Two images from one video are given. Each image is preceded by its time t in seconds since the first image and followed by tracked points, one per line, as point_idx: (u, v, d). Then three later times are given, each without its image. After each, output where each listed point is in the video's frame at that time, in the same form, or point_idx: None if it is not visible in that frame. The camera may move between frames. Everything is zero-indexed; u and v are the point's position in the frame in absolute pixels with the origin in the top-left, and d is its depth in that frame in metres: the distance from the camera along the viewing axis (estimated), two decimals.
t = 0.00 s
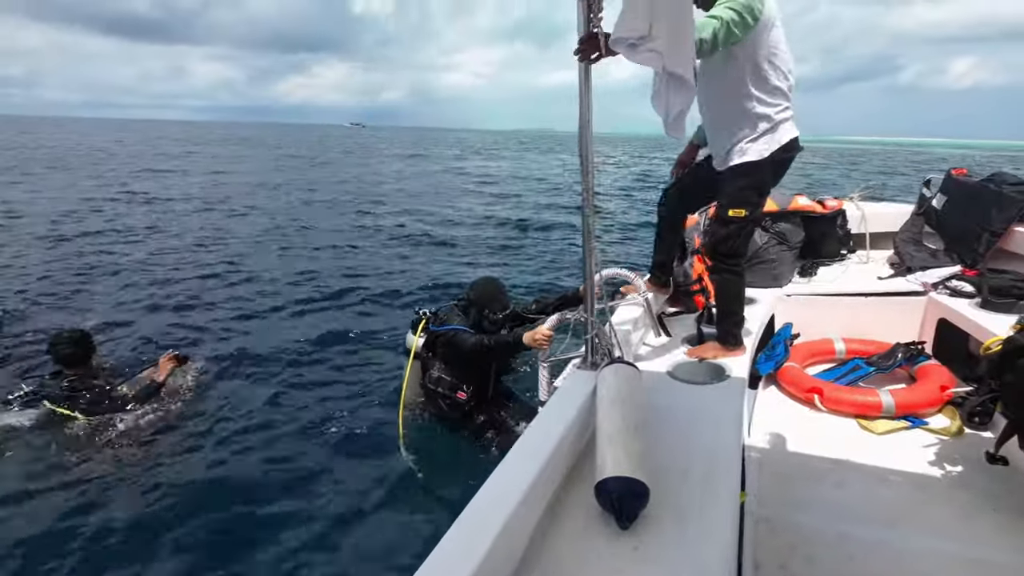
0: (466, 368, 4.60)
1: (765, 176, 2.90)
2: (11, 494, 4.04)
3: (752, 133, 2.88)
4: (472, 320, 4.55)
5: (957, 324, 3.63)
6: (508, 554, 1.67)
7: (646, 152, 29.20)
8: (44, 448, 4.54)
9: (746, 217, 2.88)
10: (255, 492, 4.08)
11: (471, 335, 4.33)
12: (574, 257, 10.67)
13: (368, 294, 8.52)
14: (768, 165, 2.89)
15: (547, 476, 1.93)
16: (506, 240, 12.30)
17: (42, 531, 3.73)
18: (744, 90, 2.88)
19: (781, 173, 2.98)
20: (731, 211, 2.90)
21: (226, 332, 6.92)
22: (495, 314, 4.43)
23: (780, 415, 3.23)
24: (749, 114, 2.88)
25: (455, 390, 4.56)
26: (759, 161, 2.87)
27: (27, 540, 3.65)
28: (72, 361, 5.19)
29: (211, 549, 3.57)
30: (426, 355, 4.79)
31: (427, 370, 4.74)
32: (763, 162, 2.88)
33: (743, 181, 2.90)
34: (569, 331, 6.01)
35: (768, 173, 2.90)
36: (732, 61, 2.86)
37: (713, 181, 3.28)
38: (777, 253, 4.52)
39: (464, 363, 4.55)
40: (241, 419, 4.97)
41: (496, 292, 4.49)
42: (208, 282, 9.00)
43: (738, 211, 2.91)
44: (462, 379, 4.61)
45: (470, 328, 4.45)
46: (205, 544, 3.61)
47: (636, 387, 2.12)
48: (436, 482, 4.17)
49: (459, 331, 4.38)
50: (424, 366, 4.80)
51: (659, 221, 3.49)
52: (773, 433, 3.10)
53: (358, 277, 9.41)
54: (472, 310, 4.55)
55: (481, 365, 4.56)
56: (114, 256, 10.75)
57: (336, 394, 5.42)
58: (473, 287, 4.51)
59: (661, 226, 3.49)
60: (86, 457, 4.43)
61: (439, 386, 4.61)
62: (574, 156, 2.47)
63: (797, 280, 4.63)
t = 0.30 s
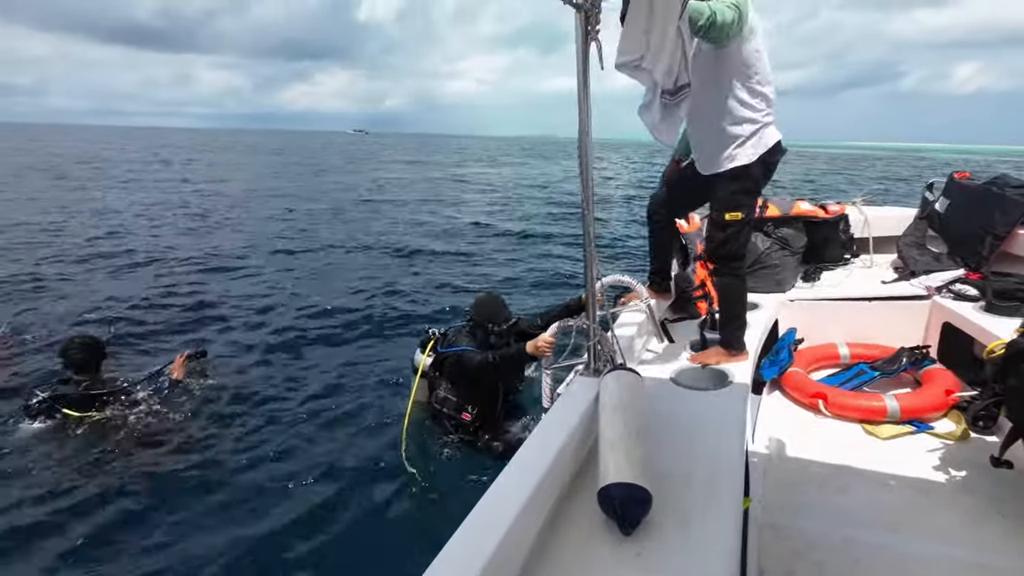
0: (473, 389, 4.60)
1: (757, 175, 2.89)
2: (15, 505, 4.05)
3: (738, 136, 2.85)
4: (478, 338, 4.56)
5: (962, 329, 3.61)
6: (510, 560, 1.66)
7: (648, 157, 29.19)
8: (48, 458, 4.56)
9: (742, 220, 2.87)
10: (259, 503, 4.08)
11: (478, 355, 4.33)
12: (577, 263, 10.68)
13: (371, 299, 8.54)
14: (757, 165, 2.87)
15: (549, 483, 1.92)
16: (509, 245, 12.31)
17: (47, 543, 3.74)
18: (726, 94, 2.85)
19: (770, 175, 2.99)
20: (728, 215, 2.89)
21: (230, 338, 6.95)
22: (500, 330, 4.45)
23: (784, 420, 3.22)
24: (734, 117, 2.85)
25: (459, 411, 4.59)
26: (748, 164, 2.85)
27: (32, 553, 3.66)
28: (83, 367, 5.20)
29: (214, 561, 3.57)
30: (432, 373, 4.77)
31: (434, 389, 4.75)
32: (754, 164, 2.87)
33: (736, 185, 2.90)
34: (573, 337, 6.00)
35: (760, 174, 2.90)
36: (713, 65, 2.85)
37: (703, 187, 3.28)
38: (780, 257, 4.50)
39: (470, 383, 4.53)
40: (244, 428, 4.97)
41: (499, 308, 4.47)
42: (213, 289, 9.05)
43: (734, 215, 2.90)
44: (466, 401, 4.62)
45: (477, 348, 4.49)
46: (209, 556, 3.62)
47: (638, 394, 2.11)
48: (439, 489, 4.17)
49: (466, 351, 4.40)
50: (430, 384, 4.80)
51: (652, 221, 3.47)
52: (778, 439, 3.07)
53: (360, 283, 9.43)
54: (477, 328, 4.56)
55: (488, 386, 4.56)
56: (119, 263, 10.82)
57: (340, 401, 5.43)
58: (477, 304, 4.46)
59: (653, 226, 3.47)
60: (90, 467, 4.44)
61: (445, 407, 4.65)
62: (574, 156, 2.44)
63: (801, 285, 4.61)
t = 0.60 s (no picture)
0: (477, 410, 4.59)
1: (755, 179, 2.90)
2: (14, 512, 4.01)
3: (734, 142, 2.87)
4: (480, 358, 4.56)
5: (965, 337, 3.60)
6: (512, 566, 1.66)
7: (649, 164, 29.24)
8: (47, 462, 4.52)
9: (743, 225, 2.88)
10: (260, 508, 4.05)
11: (481, 374, 4.33)
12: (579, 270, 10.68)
13: (373, 306, 8.55)
14: (756, 169, 2.88)
15: (551, 488, 1.91)
16: (511, 252, 12.33)
17: (45, 549, 3.70)
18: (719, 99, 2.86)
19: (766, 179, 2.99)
20: (729, 220, 2.90)
21: (233, 344, 6.95)
22: (503, 348, 4.43)
23: (787, 427, 3.21)
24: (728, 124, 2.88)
25: (465, 433, 4.56)
26: (745, 169, 2.86)
27: (30, 558, 3.62)
28: (88, 372, 5.23)
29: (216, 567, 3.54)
30: (439, 395, 4.76)
31: (440, 411, 4.71)
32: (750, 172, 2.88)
33: (735, 191, 2.90)
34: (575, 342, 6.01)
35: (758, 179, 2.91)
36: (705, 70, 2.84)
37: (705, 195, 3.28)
38: (783, 264, 4.47)
39: (475, 405, 4.51)
40: (245, 433, 4.95)
41: (497, 325, 4.49)
42: (215, 295, 9.05)
43: (735, 220, 2.91)
44: (472, 424, 4.59)
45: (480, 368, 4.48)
46: (210, 563, 3.58)
47: (641, 400, 2.11)
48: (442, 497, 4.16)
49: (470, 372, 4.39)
50: (436, 407, 4.76)
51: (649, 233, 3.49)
52: (782, 446, 3.06)
53: (361, 289, 9.43)
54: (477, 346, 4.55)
55: (492, 407, 4.53)
56: (122, 269, 10.83)
57: (342, 407, 5.42)
58: (475, 323, 4.48)
59: (654, 240, 3.50)
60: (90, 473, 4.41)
61: (450, 429, 4.63)
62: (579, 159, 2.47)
63: (803, 292, 4.60)
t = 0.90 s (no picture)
0: (484, 413, 4.52)
1: (755, 182, 2.88)
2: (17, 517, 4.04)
3: (731, 148, 2.87)
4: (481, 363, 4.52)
5: (968, 345, 3.60)
6: (513, 570, 1.65)
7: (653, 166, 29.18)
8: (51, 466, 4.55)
9: (744, 230, 2.87)
10: (262, 515, 4.06)
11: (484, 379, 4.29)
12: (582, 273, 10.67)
13: (376, 308, 8.56)
14: (756, 172, 2.87)
15: (553, 490, 1.91)
16: (515, 255, 12.33)
17: (48, 555, 3.72)
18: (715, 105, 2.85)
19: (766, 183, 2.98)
20: (729, 224, 2.90)
21: (236, 346, 6.98)
22: (501, 350, 4.42)
23: (789, 431, 3.21)
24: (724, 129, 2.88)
25: (473, 439, 4.49)
26: (744, 173, 2.86)
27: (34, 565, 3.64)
28: (93, 373, 5.21)
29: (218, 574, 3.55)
30: (445, 403, 4.69)
31: (447, 418, 4.66)
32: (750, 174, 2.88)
33: (738, 195, 2.89)
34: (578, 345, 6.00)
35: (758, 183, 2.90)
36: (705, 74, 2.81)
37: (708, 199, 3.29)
38: (786, 269, 4.46)
39: (482, 409, 4.45)
40: (247, 437, 4.97)
41: (491, 329, 4.48)
42: (219, 297, 9.08)
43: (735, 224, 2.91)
44: (480, 428, 4.52)
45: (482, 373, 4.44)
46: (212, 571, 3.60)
47: (643, 403, 2.11)
48: (443, 504, 4.17)
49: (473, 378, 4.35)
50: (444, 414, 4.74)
51: (651, 234, 3.46)
52: (784, 450, 3.05)
53: (365, 291, 9.46)
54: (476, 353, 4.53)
55: (498, 410, 4.48)
56: (127, 271, 10.89)
57: (345, 411, 5.44)
58: (469, 330, 4.47)
59: (654, 241, 3.48)
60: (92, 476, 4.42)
61: (458, 435, 4.56)
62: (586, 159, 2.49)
63: (806, 298, 4.60)
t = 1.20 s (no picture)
0: (490, 411, 4.54)
1: (757, 182, 2.88)
2: (22, 517, 4.05)
3: (736, 147, 2.86)
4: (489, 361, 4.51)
5: (974, 351, 3.60)
6: (520, 570, 1.66)
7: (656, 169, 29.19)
8: (56, 466, 4.56)
9: (743, 229, 2.87)
10: (266, 516, 4.08)
11: (491, 375, 4.31)
12: (587, 275, 10.66)
13: (380, 309, 8.57)
14: (758, 173, 2.88)
15: (560, 489, 1.92)
16: (519, 257, 12.32)
17: (52, 555, 3.73)
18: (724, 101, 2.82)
19: (769, 182, 2.99)
20: (728, 224, 2.90)
21: (241, 347, 7.01)
22: (510, 347, 4.40)
23: (793, 433, 3.22)
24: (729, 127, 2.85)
25: (478, 436, 4.47)
26: (747, 174, 2.85)
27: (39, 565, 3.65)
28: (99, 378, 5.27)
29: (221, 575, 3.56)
30: (450, 401, 4.68)
31: (451, 416, 4.64)
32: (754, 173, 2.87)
33: (740, 194, 2.87)
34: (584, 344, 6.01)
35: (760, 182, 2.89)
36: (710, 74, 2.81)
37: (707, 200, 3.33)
38: (791, 271, 4.46)
39: (488, 406, 4.48)
40: (252, 439, 4.97)
41: (499, 327, 4.45)
42: (224, 298, 9.12)
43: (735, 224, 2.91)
44: (485, 425, 4.52)
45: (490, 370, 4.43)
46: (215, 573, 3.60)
47: (650, 403, 2.12)
48: (447, 506, 4.17)
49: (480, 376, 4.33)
50: (448, 412, 4.72)
51: (653, 233, 3.46)
52: (788, 451, 3.06)
53: (369, 293, 9.47)
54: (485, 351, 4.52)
55: (504, 407, 4.50)
56: (133, 273, 10.94)
57: (349, 412, 5.45)
58: (478, 327, 4.45)
59: (656, 240, 3.48)
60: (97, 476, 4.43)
61: (463, 432, 4.53)
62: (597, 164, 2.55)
63: (811, 301, 4.61)
